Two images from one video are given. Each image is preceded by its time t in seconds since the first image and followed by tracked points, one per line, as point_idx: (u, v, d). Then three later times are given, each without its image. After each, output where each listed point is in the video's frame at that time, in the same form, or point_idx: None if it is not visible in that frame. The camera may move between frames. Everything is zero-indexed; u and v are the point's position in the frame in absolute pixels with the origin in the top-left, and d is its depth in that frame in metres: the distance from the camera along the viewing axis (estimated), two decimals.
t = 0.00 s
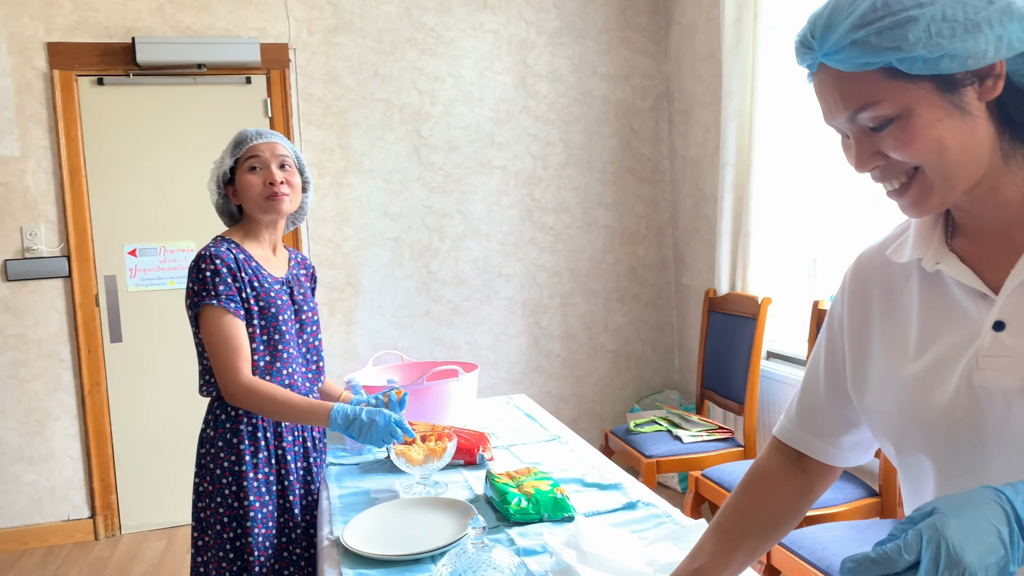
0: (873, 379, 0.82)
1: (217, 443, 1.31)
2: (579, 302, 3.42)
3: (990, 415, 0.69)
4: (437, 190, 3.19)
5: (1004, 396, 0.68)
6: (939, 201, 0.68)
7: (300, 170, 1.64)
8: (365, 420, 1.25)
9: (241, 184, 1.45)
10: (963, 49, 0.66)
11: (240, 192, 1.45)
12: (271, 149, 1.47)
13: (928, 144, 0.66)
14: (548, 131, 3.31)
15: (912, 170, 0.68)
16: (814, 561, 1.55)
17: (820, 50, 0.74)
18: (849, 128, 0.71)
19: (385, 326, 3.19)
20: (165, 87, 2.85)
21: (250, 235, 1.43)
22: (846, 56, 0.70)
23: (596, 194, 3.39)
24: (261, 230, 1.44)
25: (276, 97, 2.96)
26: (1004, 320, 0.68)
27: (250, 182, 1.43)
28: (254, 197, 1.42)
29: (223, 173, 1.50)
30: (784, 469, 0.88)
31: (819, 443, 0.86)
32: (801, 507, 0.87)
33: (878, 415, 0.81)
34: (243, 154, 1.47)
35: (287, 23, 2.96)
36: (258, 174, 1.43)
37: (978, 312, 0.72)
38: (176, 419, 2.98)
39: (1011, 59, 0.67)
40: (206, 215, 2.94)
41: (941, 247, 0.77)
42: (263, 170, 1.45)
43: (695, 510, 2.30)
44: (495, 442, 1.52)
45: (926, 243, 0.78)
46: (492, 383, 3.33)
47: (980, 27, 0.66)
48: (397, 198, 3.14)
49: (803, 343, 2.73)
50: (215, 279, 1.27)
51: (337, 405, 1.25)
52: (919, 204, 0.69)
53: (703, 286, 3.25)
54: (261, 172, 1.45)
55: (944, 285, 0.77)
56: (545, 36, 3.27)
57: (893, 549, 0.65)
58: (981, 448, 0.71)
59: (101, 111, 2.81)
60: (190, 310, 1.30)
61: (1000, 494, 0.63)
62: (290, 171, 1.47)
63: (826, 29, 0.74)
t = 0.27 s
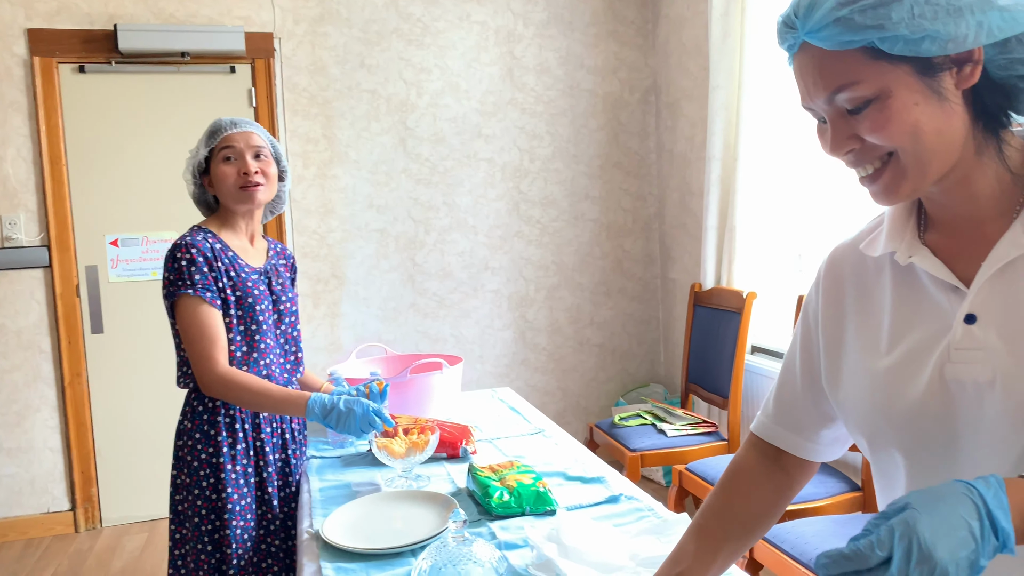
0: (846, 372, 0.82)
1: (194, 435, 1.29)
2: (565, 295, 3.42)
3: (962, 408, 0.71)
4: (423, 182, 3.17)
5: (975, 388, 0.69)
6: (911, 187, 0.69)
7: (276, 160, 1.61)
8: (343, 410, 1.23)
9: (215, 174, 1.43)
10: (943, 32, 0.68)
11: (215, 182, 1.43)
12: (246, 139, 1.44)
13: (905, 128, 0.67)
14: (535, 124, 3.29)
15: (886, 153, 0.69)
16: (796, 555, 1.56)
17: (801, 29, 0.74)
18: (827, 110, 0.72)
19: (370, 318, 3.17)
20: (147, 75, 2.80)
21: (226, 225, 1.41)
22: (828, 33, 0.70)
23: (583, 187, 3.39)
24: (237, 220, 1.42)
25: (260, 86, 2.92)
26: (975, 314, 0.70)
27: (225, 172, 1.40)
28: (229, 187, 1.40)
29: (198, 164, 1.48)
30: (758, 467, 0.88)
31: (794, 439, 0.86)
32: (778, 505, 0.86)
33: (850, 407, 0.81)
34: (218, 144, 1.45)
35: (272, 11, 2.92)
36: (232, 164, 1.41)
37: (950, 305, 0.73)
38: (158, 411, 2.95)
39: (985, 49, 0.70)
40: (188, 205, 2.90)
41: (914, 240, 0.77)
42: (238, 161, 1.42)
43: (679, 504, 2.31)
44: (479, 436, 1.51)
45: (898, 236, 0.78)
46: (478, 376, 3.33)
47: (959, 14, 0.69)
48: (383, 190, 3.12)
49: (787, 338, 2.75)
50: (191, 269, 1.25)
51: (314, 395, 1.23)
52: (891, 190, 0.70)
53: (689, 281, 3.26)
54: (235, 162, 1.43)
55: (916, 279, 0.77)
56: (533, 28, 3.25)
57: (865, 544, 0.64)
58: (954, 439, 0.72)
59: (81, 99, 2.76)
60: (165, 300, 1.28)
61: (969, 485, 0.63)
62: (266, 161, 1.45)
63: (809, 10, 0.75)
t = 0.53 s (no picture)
0: (824, 365, 0.86)
1: (177, 429, 1.30)
2: (559, 292, 3.42)
3: (929, 402, 0.74)
4: (418, 178, 3.17)
5: (941, 383, 0.73)
6: (888, 184, 0.72)
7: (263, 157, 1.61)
8: (326, 403, 1.25)
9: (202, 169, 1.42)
10: (920, 29, 0.70)
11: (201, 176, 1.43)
12: (235, 136, 1.44)
13: (882, 124, 0.69)
14: (530, 121, 3.30)
15: (865, 149, 0.72)
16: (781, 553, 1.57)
17: (784, 25, 0.77)
18: (807, 106, 0.75)
19: (364, 314, 3.17)
20: (142, 68, 2.80)
21: (210, 219, 1.41)
22: (808, 29, 0.73)
23: (577, 185, 3.39)
24: (222, 215, 1.42)
25: (255, 80, 2.91)
26: (945, 311, 0.73)
27: (213, 168, 1.40)
28: (215, 183, 1.40)
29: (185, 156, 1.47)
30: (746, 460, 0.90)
31: (771, 432, 0.89)
32: (762, 496, 0.89)
33: (826, 400, 0.85)
34: (206, 139, 1.44)
35: (267, 5, 2.91)
36: (220, 160, 1.41)
37: (920, 302, 0.77)
38: (149, 404, 2.95)
39: (962, 47, 0.73)
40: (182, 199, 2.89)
41: (889, 238, 0.81)
42: (226, 157, 1.42)
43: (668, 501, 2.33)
44: (467, 432, 1.52)
45: (875, 235, 0.82)
46: (471, 372, 3.33)
47: (936, 12, 0.71)
48: (377, 185, 3.12)
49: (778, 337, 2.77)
50: (173, 262, 1.25)
51: (297, 388, 1.25)
52: (869, 185, 0.73)
53: (683, 279, 3.27)
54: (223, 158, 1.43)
55: (892, 276, 0.81)
56: (529, 24, 3.25)
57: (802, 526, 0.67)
58: (921, 432, 0.76)
59: (75, 91, 2.75)
60: (148, 292, 1.28)
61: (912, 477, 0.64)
62: (254, 158, 1.45)
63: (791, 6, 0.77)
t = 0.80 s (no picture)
0: (801, 363, 0.90)
1: (167, 428, 1.32)
2: (560, 294, 3.43)
3: (883, 403, 0.79)
4: (420, 179, 3.19)
5: (893, 388, 0.77)
6: (878, 197, 0.74)
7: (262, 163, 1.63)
8: (317, 402, 1.27)
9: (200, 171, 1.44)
10: (907, 46, 0.71)
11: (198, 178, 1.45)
12: (234, 141, 1.46)
13: (870, 141, 0.70)
14: (533, 123, 3.31)
15: (853, 164, 0.73)
16: (770, 557, 1.57)
17: (770, 42, 0.78)
18: (795, 121, 0.76)
19: (365, 314, 3.19)
20: (147, 68, 2.82)
21: (204, 221, 1.43)
22: (795, 46, 0.74)
23: (580, 187, 3.40)
24: (216, 218, 1.44)
25: (260, 81, 2.93)
26: (904, 317, 0.77)
27: (211, 173, 1.42)
28: (213, 187, 1.42)
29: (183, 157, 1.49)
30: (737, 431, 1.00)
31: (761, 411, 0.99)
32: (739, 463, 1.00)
33: (800, 396, 0.90)
34: (205, 142, 1.46)
35: (272, 7, 2.93)
36: (218, 165, 1.43)
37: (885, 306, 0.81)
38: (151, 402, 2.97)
39: (949, 60, 0.74)
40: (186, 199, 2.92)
41: (867, 242, 0.85)
42: (225, 162, 1.44)
43: (664, 504, 2.33)
44: (459, 433, 1.53)
45: (856, 237, 0.86)
46: (471, 373, 3.35)
47: (924, 27, 0.72)
48: (380, 186, 3.14)
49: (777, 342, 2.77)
50: (166, 263, 1.27)
51: (288, 388, 1.27)
52: (860, 198, 0.74)
53: (684, 282, 3.27)
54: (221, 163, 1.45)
55: (867, 280, 0.85)
56: (533, 27, 3.26)
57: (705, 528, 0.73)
58: (874, 432, 0.81)
59: (81, 91, 2.78)
60: (140, 292, 1.29)
61: (813, 499, 0.69)
62: (251, 165, 1.48)
63: (777, 22, 0.78)
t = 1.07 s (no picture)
0: (781, 362, 0.91)
1: (169, 428, 1.33)
2: (567, 297, 3.44)
3: (857, 402, 0.80)
4: (428, 182, 3.21)
5: (866, 387, 0.78)
6: (856, 198, 0.75)
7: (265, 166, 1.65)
8: (315, 405, 1.28)
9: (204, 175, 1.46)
10: (890, 52, 0.72)
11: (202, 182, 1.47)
12: (239, 147, 1.48)
13: (848, 143, 0.71)
14: (540, 126, 3.32)
15: (834, 165, 0.75)
16: (769, 560, 1.56)
17: (758, 41, 0.79)
18: (778, 121, 0.77)
19: (373, 316, 3.21)
20: (159, 73, 2.86)
21: (207, 224, 1.45)
22: (780, 47, 0.75)
23: (587, 190, 3.40)
24: (219, 221, 1.46)
25: (269, 85, 2.96)
26: (879, 317, 0.78)
27: (215, 177, 1.44)
28: (216, 192, 1.44)
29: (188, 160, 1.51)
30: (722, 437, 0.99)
31: (739, 409, 0.98)
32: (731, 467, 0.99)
33: (779, 395, 0.90)
34: (210, 147, 1.48)
35: (282, 12, 2.96)
36: (223, 170, 1.45)
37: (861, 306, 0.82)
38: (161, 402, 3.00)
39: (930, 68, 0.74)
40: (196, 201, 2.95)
41: (847, 242, 0.86)
42: (229, 168, 1.46)
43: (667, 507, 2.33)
44: (459, 434, 1.54)
45: (836, 238, 0.87)
46: (478, 375, 3.36)
47: (906, 34, 0.73)
48: (387, 189, 3.16)
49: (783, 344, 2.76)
50: (169, 265, 1.29)
51: (287, 391, 1.29)
52: (837, 199, 0.76)
53: (691, 285, 3.27)
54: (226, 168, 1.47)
55: (845, 280, 0.86)
56: (540, 31, 3.27)
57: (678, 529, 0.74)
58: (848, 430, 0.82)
59: (94, 96, 2.82)
60: (144, 293, 1.31)
61: (784, 502, 0.71)
62: (255, 170, 1.50)
63: (764, 23, 0.79)
